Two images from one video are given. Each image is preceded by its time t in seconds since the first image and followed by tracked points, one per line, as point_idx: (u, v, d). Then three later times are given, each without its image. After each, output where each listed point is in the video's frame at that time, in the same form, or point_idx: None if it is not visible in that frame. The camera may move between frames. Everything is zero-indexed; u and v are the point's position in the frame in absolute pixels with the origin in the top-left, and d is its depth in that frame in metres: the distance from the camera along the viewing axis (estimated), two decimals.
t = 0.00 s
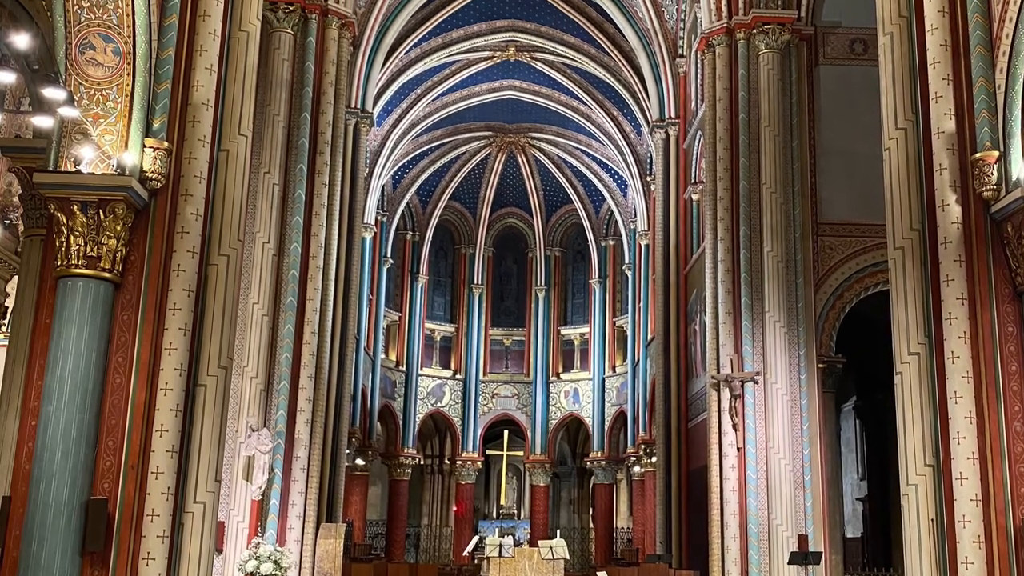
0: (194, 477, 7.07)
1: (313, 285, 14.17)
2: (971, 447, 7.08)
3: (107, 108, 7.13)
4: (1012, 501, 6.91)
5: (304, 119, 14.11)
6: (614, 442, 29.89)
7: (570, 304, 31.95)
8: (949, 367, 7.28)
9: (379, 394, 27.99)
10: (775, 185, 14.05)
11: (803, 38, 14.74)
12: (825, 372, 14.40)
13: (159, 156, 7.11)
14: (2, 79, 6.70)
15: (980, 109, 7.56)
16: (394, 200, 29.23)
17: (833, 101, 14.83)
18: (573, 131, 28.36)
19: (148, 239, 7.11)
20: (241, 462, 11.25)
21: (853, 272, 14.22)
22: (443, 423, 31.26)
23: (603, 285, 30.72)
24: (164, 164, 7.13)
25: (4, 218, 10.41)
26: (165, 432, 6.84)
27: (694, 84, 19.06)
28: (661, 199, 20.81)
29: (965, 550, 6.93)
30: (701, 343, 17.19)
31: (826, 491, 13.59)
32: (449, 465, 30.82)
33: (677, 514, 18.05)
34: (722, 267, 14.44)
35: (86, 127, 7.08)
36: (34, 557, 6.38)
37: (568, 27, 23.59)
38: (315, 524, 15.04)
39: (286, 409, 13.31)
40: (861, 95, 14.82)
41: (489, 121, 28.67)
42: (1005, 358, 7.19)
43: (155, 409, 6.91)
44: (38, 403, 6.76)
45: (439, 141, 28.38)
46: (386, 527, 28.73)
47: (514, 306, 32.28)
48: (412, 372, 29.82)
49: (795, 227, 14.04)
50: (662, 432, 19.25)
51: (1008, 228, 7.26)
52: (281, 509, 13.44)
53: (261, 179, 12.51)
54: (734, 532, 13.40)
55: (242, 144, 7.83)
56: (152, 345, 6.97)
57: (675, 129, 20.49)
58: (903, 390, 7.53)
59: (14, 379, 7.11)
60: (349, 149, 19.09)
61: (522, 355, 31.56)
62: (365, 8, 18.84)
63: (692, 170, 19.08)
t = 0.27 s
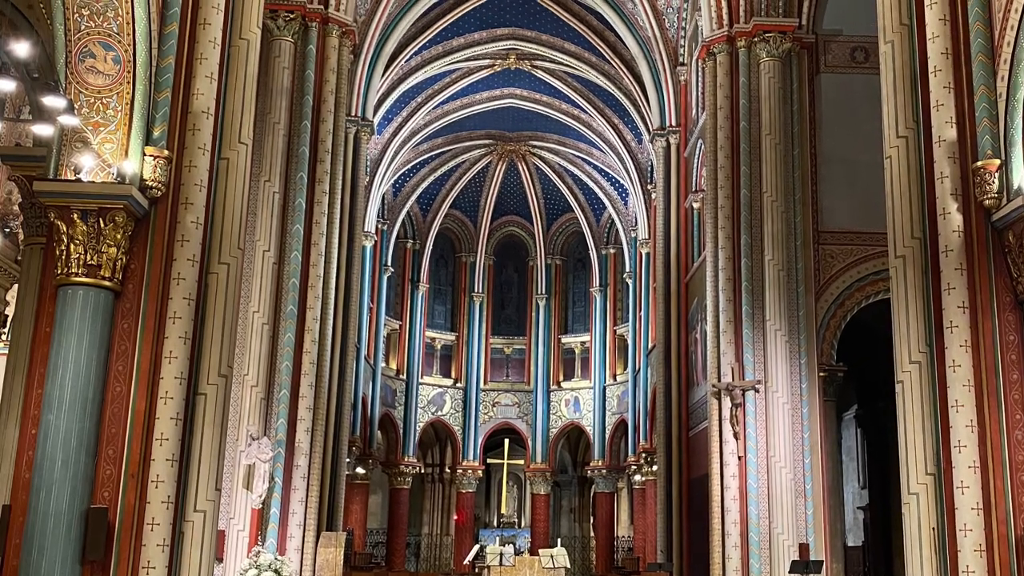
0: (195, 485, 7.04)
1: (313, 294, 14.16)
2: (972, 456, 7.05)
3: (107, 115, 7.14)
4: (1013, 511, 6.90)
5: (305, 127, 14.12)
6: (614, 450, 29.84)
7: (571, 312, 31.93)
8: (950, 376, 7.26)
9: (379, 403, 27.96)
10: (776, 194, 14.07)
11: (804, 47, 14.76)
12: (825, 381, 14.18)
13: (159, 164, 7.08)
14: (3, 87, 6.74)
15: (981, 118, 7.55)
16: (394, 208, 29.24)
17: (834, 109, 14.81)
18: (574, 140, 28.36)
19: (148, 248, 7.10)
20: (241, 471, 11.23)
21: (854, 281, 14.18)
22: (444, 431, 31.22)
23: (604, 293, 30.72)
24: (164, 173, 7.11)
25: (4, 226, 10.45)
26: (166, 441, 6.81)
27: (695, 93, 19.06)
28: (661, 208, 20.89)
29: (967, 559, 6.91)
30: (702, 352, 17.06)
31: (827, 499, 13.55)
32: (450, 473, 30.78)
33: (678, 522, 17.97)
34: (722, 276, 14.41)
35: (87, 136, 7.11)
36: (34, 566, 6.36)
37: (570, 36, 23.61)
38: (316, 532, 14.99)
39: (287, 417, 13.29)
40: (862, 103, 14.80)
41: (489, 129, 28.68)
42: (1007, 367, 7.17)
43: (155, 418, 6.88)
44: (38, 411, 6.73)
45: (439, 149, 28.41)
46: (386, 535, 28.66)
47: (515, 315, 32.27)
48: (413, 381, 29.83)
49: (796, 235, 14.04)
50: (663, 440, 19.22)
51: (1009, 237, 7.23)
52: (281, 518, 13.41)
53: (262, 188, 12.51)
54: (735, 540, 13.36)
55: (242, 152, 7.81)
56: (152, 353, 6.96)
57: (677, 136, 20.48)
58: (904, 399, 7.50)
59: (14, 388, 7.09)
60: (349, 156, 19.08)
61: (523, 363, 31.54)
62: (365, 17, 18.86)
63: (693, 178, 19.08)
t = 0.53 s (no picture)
0: (194, 494, 7.02)
1: (313, 303, 14.13)
2: (973, 464, 7.02)
3: (107, 124, 7.12)
4: (1015, 520, 6.88)
5: (305, 135, 14.12)
6: (615, 459, 29.80)
7: (571, 321, 31.92)
8: (951, 385, 7.23)
9: (380, 412, 27.90)
10: (777, 202, 14.06)
11: (805, 54, 14.74)
12: (826, 390, 14.14)
13: (160, 172, 7.11)
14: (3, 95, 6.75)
15: (982, 126, 7.52)
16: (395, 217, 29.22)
17: (835, 117, 14.78)
18: (575, 148, 28.37)
19: (148, 256, 7.08)
20: (241, 480, 11.19)
21: (855, 289, 14.14)
22: (445, 440, 31.16)
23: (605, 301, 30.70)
24: (164, 181, 7.13)
25: (4, 234, 10.45)
26: (166, 450, 6.80)
27: (696, 101, 19.06)
28: (662, 216, 20.94)
29: (968, 567, 6.89)
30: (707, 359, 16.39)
31: (828, 507, 13.53)
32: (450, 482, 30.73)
33: (680, 531, 17.92)
34: (723, 285, 14.38)
35: (87, 143, 7.07)
36: None
37: (571, 44, 23.63)
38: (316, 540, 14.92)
39: (287, 426, 13.26)
40: (863, 111, 14.78)
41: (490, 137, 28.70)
42: (1008, 375, 7.14)
43: (155, 426, 6.87)
44: (38, 420, 6.70)
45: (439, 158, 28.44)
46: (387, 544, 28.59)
47: (516, 323, 32.24)
48: (413, 390, 29.78)
49: (797, 244, 14.03)
50: (664, 449, 19.17)
51: (1010, 245, 7.20)
52: (282, 527, 13.33)
53: (262, 197, 12.50)
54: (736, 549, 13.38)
55: (242, 160, 7.81)
56: (153, 362, 6.94)
57: (678, 145, 20.45)
58: (906, 407, 7.49)
59: (14, 397, 7.08)
60: (350, 164, 19.06)
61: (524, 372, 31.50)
62: (366, 25, 18.87)
63: (694, 187, 19.08)
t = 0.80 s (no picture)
0: (194, 503, 6.99)
1: (313, 312, 14.11)
2: (974, 473, 7.00)
3: (107, 132, 7.14)
4: (1016, 528, 6.88)
5: (305, 143, 14.09)
6: (616, 467, 29.74)
7: (572, 329, 31.88)
8: (953, 394, 7.21)
9: (380, 420, 27.83)
10: (778, 210, 14.05)
11: (806, 62, 14.77)
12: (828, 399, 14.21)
13: (160, 181, 7.09)
14: (2, 104, 6.74)
15: (984, 134, 7.52)
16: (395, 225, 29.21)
17: (836, 126, 14.78)
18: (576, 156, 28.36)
19: (148, 264, 7.07)
20: (242, 488, 11.15)
21: (856, 298, 14.14)
22: (446, 449, 31.08)
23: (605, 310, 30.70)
24: (164, 190, 7.11)
25: (4, 242, 10.43)
26: (166, 458, 6.77)
27: (697, 110, 19.09)
28: (662, 224, 20.95)
29: None
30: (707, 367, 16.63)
31: (829, 515, 13.50)
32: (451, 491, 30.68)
33: (681, 540, 17.87)
34: (723, 293, 14.37)
35: (87, 152, 7.09)
36: None
37: (571, 51, 23.65)
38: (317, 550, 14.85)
39: (287, 434, 13.22)
40: (864, 119, 14.77)
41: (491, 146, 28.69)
42: (1009, 384, 7.12)
43: (155, 434, 6.84)
44: (38, 428, 6.67)
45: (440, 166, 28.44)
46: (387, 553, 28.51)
47: (517, 331, 32.21)
48: (414, 398, 29.73)
49: (798, 252, 14.04)
50: (665, 458, 19.10)
51: (1011, 253, 7.20)
52: (282, 536, 13.25)
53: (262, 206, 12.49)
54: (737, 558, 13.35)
55: (242, 169, 7.80)
56: (153, 371, 6.92)
57: (679, 153, 20.43)
58: (907, 415, 7.45)
59: (14, 406, 7.03)
60: (350, 172, 19.00)
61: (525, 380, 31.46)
62: (366, 33, 18.88)
63: (695, 195, 19.06)
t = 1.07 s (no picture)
0: (194, 511, 6.96)
1: (313, 320, 14.11)
2: (975, 482, 6.98)
3: (107, 140, 7.14)
4: (1017, 537, 6.85)
5: (306, 151, 14.06)
6: (616, 476, 29.69)
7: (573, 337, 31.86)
8: (954, 403, 7.19)
9: (380, 429, 27.76)
10: (779, 219, 14.04)
11: (807, 70, 14.76)
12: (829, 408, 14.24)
13: (160, 189, 7.06)
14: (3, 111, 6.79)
15: (985, 142, 7.51)
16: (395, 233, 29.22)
17: (837, 134, 14.78)
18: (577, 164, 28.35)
19: (148, 273, 7.05)
20: (242, 497, 11.12)
21: (856, 307, 14.12)
22: (446, 457, 30.95)
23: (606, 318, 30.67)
24: (164, 198, 7.09)
25: (4, 251, 10.43)
26: (166, 467, 6.75)
27: (697, 118, 19.12)
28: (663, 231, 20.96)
29: None
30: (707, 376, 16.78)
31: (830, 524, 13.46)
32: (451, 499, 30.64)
33: (681, 548, 17.86)
34: (724, 301, 14.38)
35: (87, 160, 7.10)
36: None
37: (572, 60, 23.68)
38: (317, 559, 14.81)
39: (287, 442, 13.21)
40: (864, 128, 14.77)
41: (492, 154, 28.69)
42: (1011, 393, 7.08)
43: (155, 443, 6.82)
44: (38, 437, 6.66)
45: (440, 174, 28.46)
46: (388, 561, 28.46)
47: (517, 340, 32.18)
48: (414, 406, 29.69)
49: (799, 260, 14.03)
50: (666, 466, 19.07)
51: (1012, 261, 7.17)
52: (282, 544, 13.21)
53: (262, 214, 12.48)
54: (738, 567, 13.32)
55: (243, 176, 7.78)
56: (153, 380, 6.89)
57: (679, 161, 20.45)
58: (908, 423, 7.43)
59: (14, 414, 7.02)
60: (350, 180, 18.97)
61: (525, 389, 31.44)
62: (366, 42, 18.90)
63: (696, 203, 19.05)
